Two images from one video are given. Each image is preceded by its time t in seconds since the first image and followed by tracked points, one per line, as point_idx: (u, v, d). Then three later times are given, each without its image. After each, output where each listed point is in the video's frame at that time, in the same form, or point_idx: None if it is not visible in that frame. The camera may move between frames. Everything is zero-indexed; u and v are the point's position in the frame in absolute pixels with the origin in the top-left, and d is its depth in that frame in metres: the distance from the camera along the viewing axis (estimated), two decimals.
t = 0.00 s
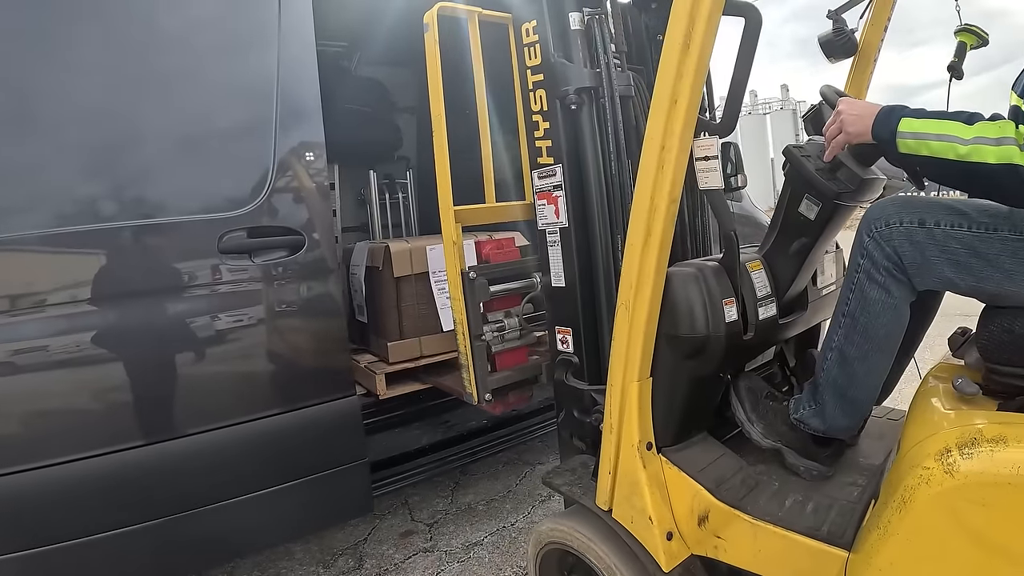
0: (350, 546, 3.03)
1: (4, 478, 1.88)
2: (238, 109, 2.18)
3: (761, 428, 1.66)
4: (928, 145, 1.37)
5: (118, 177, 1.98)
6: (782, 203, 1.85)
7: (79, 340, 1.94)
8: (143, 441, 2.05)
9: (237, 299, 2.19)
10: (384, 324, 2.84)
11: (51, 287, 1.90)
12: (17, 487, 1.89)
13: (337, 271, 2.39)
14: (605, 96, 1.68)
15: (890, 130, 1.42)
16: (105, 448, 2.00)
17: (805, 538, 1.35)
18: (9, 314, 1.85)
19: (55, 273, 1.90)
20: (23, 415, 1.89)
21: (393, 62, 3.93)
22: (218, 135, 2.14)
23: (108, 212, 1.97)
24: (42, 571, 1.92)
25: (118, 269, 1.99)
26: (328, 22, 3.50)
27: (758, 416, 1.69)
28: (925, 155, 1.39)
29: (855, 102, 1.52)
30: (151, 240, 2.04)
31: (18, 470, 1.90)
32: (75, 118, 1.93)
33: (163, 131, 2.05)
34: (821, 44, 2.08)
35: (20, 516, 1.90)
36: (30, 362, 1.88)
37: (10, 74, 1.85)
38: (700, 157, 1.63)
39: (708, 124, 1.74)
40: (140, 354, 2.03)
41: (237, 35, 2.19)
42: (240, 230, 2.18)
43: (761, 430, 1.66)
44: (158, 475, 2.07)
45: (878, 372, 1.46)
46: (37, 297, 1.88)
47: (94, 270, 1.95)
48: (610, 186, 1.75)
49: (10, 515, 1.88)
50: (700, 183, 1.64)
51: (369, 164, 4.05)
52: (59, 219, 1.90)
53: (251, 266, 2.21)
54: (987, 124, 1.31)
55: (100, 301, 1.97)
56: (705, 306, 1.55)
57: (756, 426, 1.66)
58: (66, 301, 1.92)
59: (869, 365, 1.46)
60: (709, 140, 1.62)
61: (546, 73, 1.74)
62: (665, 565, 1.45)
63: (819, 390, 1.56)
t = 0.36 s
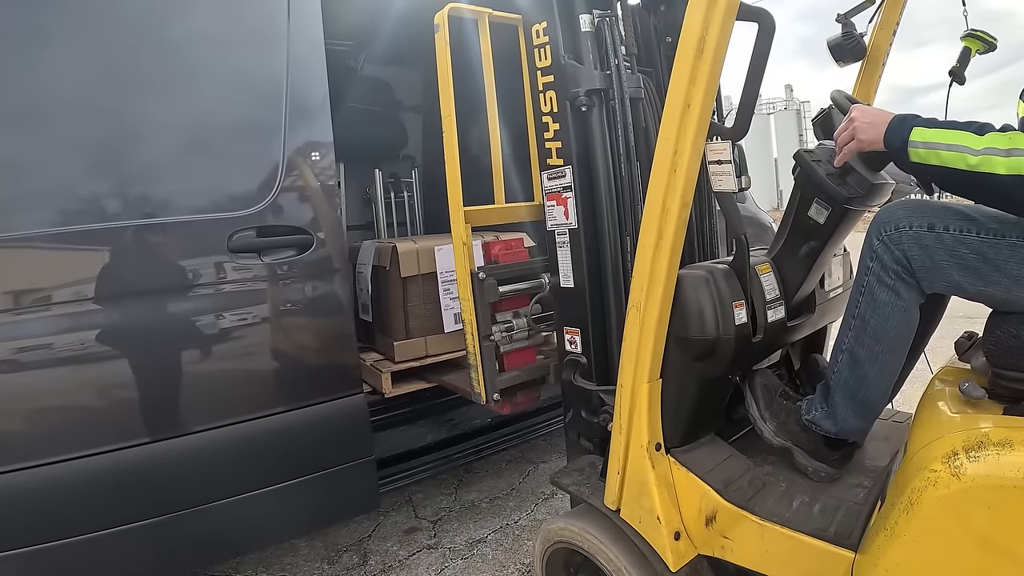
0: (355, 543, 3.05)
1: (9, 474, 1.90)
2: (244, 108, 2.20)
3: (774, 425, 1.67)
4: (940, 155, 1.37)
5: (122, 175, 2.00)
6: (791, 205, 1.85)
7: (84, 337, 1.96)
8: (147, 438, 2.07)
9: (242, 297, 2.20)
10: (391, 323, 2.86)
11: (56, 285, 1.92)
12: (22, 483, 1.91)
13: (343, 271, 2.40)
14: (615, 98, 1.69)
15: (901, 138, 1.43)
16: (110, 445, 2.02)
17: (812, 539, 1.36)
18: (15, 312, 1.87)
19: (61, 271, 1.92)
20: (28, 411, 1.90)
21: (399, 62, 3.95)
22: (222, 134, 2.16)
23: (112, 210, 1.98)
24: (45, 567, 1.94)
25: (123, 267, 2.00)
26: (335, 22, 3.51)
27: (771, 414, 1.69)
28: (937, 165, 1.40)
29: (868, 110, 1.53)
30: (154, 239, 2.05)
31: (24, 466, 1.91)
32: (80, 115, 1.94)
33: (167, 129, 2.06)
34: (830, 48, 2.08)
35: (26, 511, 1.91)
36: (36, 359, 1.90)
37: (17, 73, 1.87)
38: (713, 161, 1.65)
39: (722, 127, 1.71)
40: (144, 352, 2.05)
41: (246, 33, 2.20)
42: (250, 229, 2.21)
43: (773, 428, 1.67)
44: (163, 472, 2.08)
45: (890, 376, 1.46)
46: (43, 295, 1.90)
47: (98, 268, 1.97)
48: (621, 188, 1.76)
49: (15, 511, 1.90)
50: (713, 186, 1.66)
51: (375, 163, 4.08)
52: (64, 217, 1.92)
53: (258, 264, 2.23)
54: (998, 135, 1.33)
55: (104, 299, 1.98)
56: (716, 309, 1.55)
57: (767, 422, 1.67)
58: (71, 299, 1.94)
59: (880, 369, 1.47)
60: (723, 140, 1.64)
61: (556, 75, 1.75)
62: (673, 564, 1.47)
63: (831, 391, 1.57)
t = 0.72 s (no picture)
0: (360, 538, 3.05)
1: (12, 470, 1.89)
2: (250, 105, 2.20)
3: (788, 428, 1.71)
4: (959, 153, 1.38)
5: (126, 174, 1.99)
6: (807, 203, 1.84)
7: (88, 335, 1.96)
8: (151, 435, 2.07)
9: (245, 295, 2.19)
10: (396, 320, 2.84)
11: (60, 283, 1.92)
12: (27, 480, 1.91)
13: (349, 268, 2.40)
14: (630, 95, 1.69)
15: (920, 138, 1.43)
16: (115, 442, 2.02)
17: (832, 539, 1.35)
18: (19, 310, 1.87)
19: (65, 269, 1.92)
20: (32, 409, 1.90)
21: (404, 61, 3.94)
22: (226, 133, 2.15)
23: (115, 208, 1.98)
24: (51, 563, 1.94)
25: (127, 264, 2.00)
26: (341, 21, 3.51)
27: (784, 416, 1.74)
28: (956, 163, 1.40)
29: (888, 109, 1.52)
30: (157, 237, 2.04)
31: (29, 463, 1.91)
32: (81, 113, 1.94)
33: (171, 128, 2.06)
34: (845, 48, 2.04)
35: (29, 508, 1.91)
36: (41, 357, 1.90)
37: (21, 70, 1.86)
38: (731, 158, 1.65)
39: (742, 125, 1.73)
40: (148, 349, 2.05)
41: (252, 30, 2.20)
42: (259, 227, 2.21)
43: (787, 431, 1.71)
44: (166, 469, 2.08)
45: (904, 373, 1.45)
46: (47, 292, 1.90)
47: (102, 265, 1.96)
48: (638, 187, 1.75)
49: (20, 508, 1.90)
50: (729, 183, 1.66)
51: (380, 162, 4.08)
52: (66, 215, 1.91)
53: (264, 262, 2.23)
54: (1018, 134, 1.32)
55: (108, 297, 1.98)
56: (735, 307, 1.55)
57: (783, 426, 1.72)
58: (75, 296, 1.94)
59: (895, 366, 1.46)
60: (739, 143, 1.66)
61: (571, 73, 1.73)
62: (690, 565, 1.46)
63: (844, 390, 1.56)
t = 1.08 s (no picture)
0: (363, 535, 2.96)
1: (11, 473, 1.80)
2: (253, 106, 2.10)
3: (845, 446, 1.61)
4: None
5: (128, 171, 1.90)
6: (879, 201, 1.77)
7: (90, 332, 1.87)
8: (153, 432, 1.98)
9: (248, 291, 2.10)
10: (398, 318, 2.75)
11: (62, 281, 1.83)
12: (25, 485, 1.82)
13: (340, 267, 2.26)
14: (682, 80, 1.59)
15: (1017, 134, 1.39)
16: (117, 443, 1.93)
17: (905, 557, 1.26)
18: (22, 308, 1.78)
19: (65, 265, 1.82)
20: (32, 409, 1.82)
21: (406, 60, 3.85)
22: (232, 132, 2.06)
23: (117, 205, 1.89)
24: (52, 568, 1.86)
25: (130, 262, 1.91)
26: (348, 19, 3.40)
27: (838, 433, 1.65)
28: None
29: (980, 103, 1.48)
30: (159, 234, 1.95)
31: (27, 466, 1.82)
32: (84, 111, 1.85)
33: (174, 126, 1.97)
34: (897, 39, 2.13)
35: (27, 512, 1.82)
36: (41, 355, 1.81)
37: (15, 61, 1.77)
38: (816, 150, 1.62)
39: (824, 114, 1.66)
40: (150, 347, 1.96)
41: (256, 30, 2.10)
42: (264, 225, 2.12)
43: (844, 449, 1.60)
44: (169, 472, 1.99)
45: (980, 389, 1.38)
46: (47, 291, 1.81)
47: (106, 263, 1.88)
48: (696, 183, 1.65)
49: (19, 513, 1.81)
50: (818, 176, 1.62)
51: (383, 160, 3.97)
52: (68, 213, 1.83)
53: (269, 260, 2.13)
54: None
55: (111, 294, 1.89)
56: (807, 314, 1.47)
57: (838, 443, 1.61)
58: (76, 294, 1.85)
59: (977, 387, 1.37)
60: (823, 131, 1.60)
61: (616, 56, 1.65)
62: None
63: (909, 404, 1.50)
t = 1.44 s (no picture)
0: (364, 533, 2.92)
1: (12, 471, 1.77)
2: (253, 105, 2.06)
3: (882, 450, 1.59)
4: None
5: (129, 168, 1.86)
6: (920, 198, 1.75)
7: (93, 328, 1.83)
8: (156, 429, 1.95)
9: (250, 288, 2.06)
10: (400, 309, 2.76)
11: (63, 277, 1.79)
12: (26, 484, 1.78)
13: (337, 265, 2.21)
14: (719, 71, 1.57)
15: None
16: (118, 441, 1.89)
17: (946, 567, 1.23)
18: (24, 303, 1.74)
19: (67, 260, 1.79)
20: (33, 406, 1.78)
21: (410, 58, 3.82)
22: (235, 130, 2.02)
23: (119, 201, 1.85)
24: (53, 567, 1.82)
25: (133, 258, 1.87)
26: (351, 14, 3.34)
27: (876, 439, 1.63)
28: None
29: None
30: (162, 230, 1.91)
31: (28, 463, 1.79)
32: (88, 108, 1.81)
33: (178, 124, 1.93)
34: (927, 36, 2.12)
35: (28, 511, 1.79)
36: (43, 351, 1.77)
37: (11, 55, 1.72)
38: (865, 145, 1.57)
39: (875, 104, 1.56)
40: (152, 344, 1.92)
41: (255, 29, 2.06)
42: (267, 221, 2.08)
43: (881, 454, 1.58)
44: (171, 470, 1.96)
45: None
46: (49, 286, 1.77)
47: (110, 259, 1.84)
48: (730, 176, 1.62)
49: (20, 511, 1.78)
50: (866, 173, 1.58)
51: (386, 157, 3.94)
52: (70, 210, 1.79)
53: (273, 256, 2.09)
54: None
55: (113, 290, 1.85)
56: (852, 315, 1.42)
57: (876, 448, 1.59)
58: (78, 290, 1.81)
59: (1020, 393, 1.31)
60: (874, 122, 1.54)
61: (649, 42, 1.60)
62: None
63: (955, 407, 1.45)
